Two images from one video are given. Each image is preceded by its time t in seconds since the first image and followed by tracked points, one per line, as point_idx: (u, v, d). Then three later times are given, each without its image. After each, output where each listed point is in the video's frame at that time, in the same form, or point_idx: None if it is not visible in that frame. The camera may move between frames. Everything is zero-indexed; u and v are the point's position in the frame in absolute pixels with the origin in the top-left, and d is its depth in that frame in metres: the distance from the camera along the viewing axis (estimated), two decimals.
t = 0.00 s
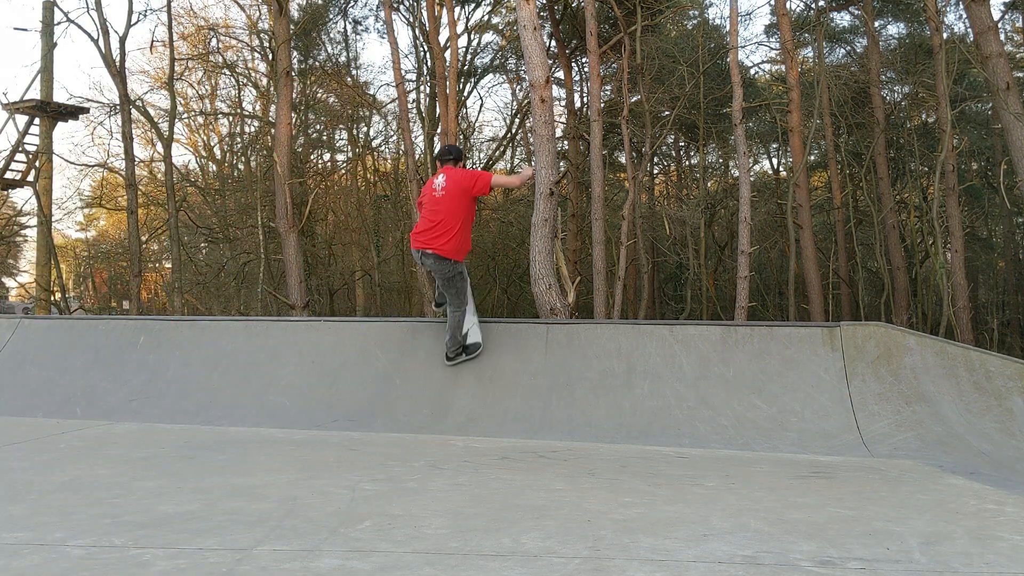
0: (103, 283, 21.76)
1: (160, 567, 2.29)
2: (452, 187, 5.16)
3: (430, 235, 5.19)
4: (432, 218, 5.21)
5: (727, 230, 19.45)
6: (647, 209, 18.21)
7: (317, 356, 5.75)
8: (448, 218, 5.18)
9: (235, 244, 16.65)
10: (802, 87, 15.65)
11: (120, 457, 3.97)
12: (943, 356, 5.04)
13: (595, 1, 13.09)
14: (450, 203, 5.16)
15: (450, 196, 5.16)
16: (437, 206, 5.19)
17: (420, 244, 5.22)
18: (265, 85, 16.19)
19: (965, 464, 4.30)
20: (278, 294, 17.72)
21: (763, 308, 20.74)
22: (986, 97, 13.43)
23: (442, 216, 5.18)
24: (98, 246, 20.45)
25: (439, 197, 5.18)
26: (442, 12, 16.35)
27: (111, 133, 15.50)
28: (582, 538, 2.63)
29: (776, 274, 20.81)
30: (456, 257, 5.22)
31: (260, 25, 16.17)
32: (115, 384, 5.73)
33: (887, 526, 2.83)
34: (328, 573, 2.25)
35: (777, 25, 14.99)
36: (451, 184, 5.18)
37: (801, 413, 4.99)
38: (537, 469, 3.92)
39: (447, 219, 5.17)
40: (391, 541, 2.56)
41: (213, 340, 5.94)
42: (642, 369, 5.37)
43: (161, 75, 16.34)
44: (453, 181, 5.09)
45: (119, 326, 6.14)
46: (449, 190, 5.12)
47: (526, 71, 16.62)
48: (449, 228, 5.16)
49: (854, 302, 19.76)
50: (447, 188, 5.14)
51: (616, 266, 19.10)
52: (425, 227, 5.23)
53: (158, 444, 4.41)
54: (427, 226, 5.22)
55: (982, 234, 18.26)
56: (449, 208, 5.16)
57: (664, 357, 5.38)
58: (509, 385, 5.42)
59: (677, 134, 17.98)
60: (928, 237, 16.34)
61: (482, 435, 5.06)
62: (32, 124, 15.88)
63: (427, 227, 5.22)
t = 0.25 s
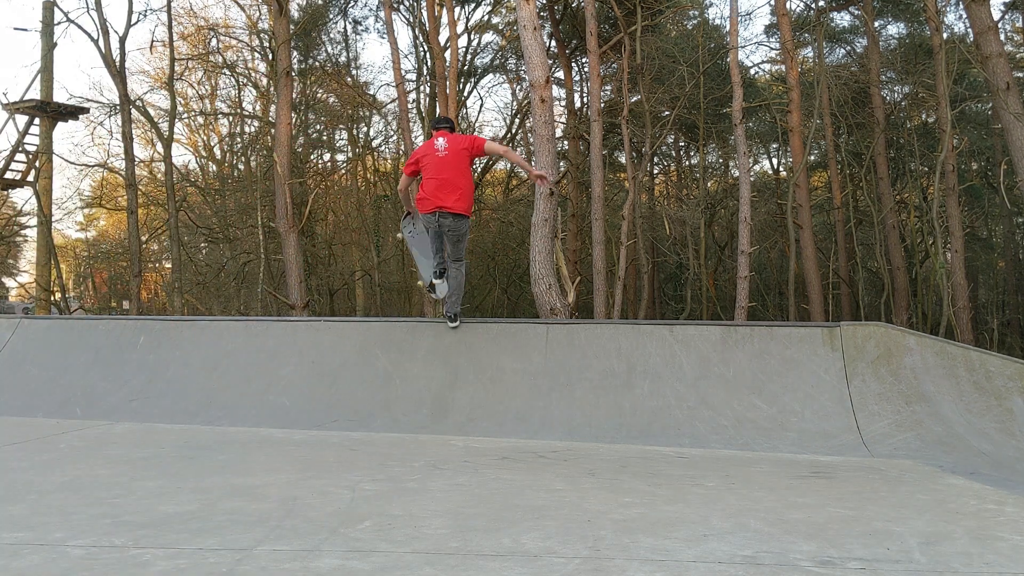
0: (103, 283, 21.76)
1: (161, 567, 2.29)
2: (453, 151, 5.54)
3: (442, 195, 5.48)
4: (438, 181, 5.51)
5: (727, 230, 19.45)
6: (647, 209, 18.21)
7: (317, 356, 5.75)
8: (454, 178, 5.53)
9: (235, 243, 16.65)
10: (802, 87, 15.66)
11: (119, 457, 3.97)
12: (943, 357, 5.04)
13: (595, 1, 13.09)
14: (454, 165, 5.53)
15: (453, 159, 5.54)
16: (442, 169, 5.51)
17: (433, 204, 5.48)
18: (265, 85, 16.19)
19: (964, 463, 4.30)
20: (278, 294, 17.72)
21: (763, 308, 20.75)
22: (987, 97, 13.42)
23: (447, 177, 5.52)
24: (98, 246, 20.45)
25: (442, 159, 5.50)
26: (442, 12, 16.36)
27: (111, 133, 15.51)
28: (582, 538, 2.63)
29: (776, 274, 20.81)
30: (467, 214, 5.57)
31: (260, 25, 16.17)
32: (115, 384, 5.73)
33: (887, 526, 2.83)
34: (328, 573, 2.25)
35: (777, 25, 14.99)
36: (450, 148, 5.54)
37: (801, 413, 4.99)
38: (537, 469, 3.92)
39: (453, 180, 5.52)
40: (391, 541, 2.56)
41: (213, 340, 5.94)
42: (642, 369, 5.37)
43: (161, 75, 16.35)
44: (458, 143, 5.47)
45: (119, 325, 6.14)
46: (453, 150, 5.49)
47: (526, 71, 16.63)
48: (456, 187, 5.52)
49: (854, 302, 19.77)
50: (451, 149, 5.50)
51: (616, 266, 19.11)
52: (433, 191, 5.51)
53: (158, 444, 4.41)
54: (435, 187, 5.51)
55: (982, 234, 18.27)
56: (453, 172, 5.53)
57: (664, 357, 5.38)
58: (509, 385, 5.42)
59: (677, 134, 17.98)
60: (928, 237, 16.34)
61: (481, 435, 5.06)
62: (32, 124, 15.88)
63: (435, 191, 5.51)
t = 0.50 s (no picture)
0: (103, 283, 21.75)
1: (161, 567, 2.29)
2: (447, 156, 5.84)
3: (455, 195, 5.72)
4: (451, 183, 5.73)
5: (727, 230, 19.45)
6: (647, 209, 18.21)
7: (317, 356, 5.74)
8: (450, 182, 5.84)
9: (235, 244, 16.64)
10: (802, 87, 15.66)
11: (119, 457, 3.97)
12: (943, 357, 5.04)
13: (595, 1, 13.09)
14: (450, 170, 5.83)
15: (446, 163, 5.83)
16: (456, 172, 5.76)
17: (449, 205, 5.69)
18: (265, 85, 16.19)
19: (964, 463, 4.30)
20: (278, 294, 17.72)
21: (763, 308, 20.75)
22: (987, 97, 13.43)
23: (453, 176, 5.77)
24: (98, 247, 20.43)
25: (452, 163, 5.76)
26: (442, 12, 16.38)
27: (111, 133, 15.51)
28: (582, 538, 2.63)
29: (776, 274, 20.81)
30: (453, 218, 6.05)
31: (260, 25, 16.16)
32: (115, 384, 5.73)
33: (887, 526, 2.83)
34: (328, 572, 2.25)
35: (777, 25, 15.00)
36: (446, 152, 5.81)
37: (801, 413, 4.99)
38: (537, 469, 3.92)
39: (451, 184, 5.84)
40: (391, 541, 2.56)
41: (213, 340, 5.93)
42: (642, 369, 5.36)
43: (161, 75, 16.35)
44: (463, 149, 5.79)
45: (119, 325, 6.13)
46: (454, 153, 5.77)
47: (526, 71, 16.63)
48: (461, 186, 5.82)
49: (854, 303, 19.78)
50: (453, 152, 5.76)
51: (616, 266, 19.11)
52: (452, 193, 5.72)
53: (158, 444, 4.41)
54: (447, 188, 5.71)
55: (982, 234, 18.28)
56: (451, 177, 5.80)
57: (663, 357, 5.38)
58: (509, 385, 5.42)
59: (677, 134, 17.98)
60: (928, 237, 16.34)
61: (481, 435, 5.08)
62: (32, 125, 15.88)
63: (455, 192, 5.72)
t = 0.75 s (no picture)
0: (103, 283, 21.74)
1: (161, 567, 2.29)
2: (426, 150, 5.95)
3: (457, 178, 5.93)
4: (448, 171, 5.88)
5: (727, 230, 19.44)
6: (647, 209, 18.21)
7: (317, 356, 5.74)
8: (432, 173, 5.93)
9: (235, 244, 16.63)
10: (802, 87, 15.66)
11: (119, 457, 3.97)
12: (943, 357, 5.04)
13: (595, 1, 13.09)
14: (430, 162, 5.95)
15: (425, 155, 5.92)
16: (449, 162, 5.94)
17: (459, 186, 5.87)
18: (265, 85, 16.19)
19: (964, 463, 4.31)
20: (278, 294, 17.72)
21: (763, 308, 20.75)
22: (987, 97, 13.43)
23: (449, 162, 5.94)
24: (98, 247, 20.41)
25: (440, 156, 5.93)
26: (442, 12, 16.39)
27: (111, 133, 15.50)
28: (582, 538, 2.63)
29: (776, 274, 20.80)
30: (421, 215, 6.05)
31: (260, 25, 16.16)
32: (115, 384, 5.73)
33: (887, 526, 2.83)
34: (328, 573, 2.25)
35: (777, 25, 14.99)
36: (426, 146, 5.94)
37: (801, 413, 4.99)
38: (537, 469, 3.92)
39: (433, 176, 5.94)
40: (391, 541, 2.56)
41: (213, 340, 5.92)
42: (642, 369, 5.36)
43: (161, 75, 16.34)
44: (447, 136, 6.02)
45: (119, 325, 6.13)
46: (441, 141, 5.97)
47: (526, 71, 16.63)
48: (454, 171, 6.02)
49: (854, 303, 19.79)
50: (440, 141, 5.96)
51: (616, 266, 19.11)
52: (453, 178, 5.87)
53: (158, 444, 4.41)
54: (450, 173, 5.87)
55: (982, 234, 18.28)
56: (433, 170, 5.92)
57: (663, 357, 5.37)
58: (509, 385, 5.42)
59: (677, 134, 17.98)
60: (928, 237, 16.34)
61: (482, 435, 5.09)
62: (32, 125, 15.88)
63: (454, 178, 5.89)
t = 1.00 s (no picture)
0: (103, 283, 21.72)
1: (161, 567, 2.29)
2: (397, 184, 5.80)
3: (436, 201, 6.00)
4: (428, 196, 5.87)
5: (727, 230, 19.44)
6: (647, 209, 18.21)
7: (318, 356, 5.72)
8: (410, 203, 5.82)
9: (235, 244, 16.63)
10: (802, 87, 15.66)
11: (119, 457, 3.96)
12: (943, 356, 5.04)
13: (595, 1, 13.09)
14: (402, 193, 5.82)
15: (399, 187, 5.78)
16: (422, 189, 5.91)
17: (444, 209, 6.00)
18: (265, 85, 16.18)
19: (963, 463, 4.31)
20: (278, 294, 17.72)
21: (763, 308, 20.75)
22: (987, 97, 13.42)
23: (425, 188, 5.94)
24: (98, 247, 20.40)
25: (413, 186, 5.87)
26: (442, 12, 16.39)
27: (111, 133, 15.50)
28: (583, 538, 2.63)
29: (776, 274, 20.80)
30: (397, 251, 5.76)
31: (260, 25, 16.15)
32: (116, 384, 5.73)
33: (887, 526, 2.83)
34: (328, 573, 2.25)
35: (777, 25, 14.99)
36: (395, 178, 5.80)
37: (801, 413, 4.99)
38: (537, 469, 3.92)
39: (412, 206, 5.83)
40: (391, 541, 2.56)
41: (213, 340, 5.92)
42: (642, 369, 5.36)
43: (161, 75, 16.33)
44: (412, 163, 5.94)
45: (119, 326, 6.12)
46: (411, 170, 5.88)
47: (526, 71, 16.63)
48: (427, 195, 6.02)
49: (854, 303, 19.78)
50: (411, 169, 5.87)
51: (616, 266, 19.10)
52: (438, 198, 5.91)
53: (158, 444, 4.41)
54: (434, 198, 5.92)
55: (982, 234, 18.29)
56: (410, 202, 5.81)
57: (664, 357, 5.37)
58: (509, 385, 5.42)
59: (677, 134, 17.98)
60: (928, 237, 16.34)
61: (482, 435, 5.10)
62: (32, 125, 15.87)
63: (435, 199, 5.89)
